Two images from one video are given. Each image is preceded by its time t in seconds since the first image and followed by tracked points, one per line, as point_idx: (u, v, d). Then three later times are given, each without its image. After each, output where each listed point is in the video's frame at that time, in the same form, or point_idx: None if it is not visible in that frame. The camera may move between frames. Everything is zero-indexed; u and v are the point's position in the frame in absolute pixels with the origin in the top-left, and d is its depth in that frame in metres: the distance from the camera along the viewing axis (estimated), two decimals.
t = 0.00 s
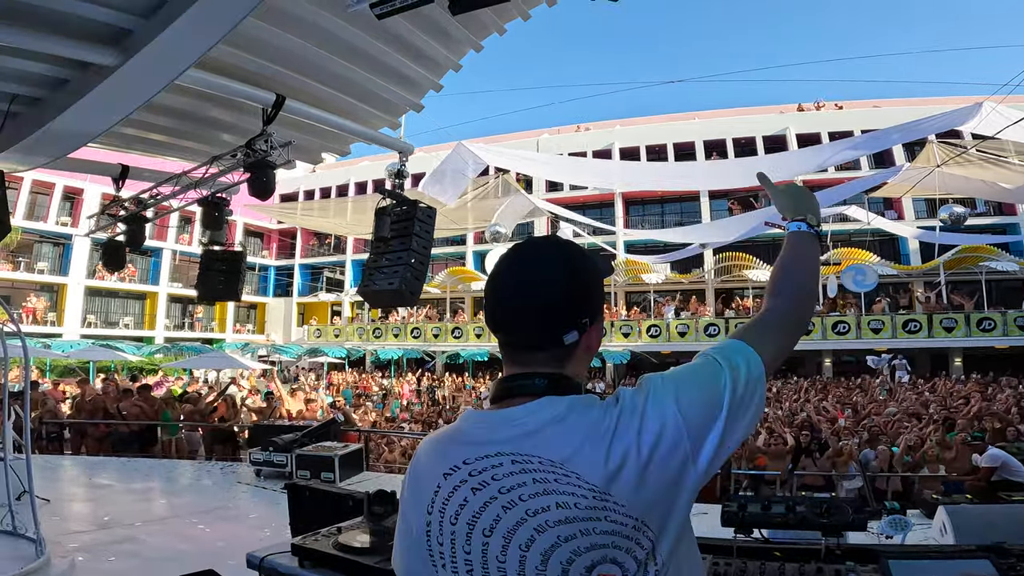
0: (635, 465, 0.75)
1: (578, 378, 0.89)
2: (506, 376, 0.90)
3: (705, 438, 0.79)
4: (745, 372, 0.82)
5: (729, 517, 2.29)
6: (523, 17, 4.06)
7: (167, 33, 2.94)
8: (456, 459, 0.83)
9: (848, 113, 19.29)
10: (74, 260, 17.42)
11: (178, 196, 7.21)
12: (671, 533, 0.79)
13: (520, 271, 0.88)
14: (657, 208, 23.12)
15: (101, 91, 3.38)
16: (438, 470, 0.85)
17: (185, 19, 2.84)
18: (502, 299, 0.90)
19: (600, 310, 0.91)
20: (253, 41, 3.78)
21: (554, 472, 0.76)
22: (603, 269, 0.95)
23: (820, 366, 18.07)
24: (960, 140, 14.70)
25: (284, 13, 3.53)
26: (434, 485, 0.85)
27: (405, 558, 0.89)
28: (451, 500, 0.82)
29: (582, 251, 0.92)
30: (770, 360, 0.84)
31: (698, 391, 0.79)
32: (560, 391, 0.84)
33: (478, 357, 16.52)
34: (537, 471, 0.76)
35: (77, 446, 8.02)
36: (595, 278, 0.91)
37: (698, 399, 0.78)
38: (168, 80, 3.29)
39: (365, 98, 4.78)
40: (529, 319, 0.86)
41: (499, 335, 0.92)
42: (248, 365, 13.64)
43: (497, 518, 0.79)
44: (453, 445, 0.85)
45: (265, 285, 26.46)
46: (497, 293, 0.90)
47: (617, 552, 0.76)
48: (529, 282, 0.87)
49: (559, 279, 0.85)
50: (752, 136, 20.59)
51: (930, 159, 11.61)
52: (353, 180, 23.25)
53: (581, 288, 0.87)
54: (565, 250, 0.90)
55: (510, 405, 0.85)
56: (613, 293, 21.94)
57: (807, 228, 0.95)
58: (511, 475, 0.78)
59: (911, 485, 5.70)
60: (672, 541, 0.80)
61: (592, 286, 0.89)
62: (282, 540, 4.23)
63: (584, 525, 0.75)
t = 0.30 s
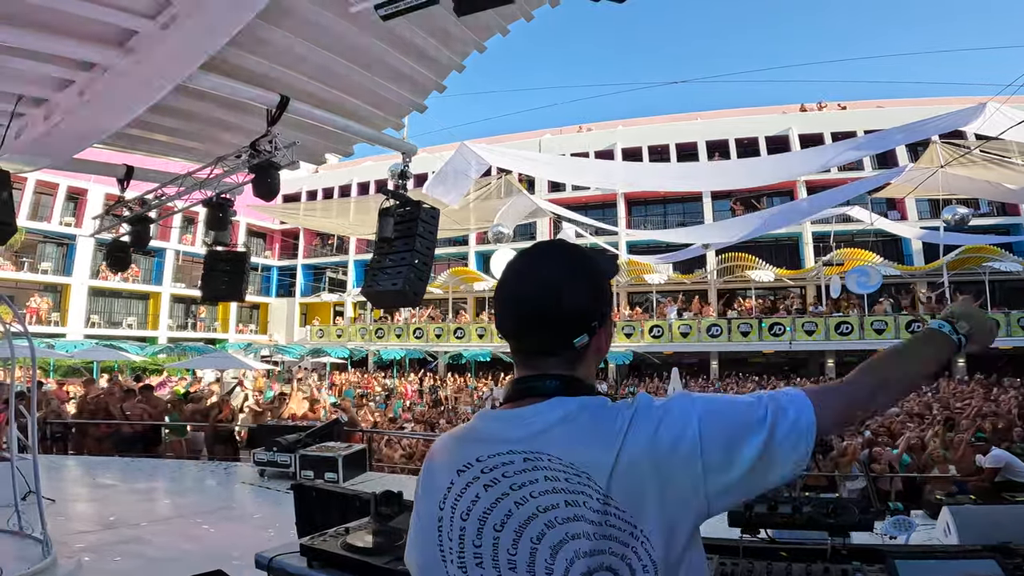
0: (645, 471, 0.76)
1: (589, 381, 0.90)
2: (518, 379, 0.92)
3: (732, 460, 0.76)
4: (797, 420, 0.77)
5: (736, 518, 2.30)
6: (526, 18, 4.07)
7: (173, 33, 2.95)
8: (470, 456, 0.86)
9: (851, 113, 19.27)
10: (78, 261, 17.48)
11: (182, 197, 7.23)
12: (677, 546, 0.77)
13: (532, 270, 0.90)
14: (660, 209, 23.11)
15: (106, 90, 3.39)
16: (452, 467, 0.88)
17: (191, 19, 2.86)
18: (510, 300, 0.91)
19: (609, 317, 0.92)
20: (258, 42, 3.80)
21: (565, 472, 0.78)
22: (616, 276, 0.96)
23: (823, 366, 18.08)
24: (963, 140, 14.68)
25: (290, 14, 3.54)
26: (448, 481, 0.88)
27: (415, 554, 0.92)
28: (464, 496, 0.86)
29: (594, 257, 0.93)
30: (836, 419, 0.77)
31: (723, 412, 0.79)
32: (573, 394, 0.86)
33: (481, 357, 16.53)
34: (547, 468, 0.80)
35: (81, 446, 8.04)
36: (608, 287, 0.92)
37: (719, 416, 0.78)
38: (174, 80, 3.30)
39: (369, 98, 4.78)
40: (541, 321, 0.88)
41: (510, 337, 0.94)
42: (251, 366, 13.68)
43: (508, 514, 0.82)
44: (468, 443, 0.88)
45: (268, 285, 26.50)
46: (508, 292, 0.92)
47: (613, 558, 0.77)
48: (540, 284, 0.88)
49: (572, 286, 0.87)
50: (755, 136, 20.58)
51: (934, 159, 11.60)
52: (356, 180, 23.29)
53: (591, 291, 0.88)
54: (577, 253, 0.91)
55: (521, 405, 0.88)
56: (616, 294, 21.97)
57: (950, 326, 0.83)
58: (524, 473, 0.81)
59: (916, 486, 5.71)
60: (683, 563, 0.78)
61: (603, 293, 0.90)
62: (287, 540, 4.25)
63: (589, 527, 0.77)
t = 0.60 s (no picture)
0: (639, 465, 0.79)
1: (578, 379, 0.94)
2: (509, 380, 0.95)
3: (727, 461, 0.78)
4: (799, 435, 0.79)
5: (733, 517, 2.33)
6: (527, 20, 4.09)
7: (175, 34, 2.97)
8: (472, 456, 0.88)
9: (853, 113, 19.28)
10: (81, 261, 17.53)
11: (184, 198, 7.26)
12: (666, 530, 0.80)
13: (516, 282, 0.93)
14: (661, 209, 23.13)
15: (108, 92, 3.41)
16: (453, 468, 0.89)
17: (191, 21, 2.88)
18: (495, 311, 0.94)
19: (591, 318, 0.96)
20: (260, 44, 3.82)
21: (565, 464, 0.81)
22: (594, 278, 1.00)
23: (824, 367, 18.09)
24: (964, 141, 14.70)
25: (291, 16, 3.56)
26: (449, 482, 0.89)
27: (417, 562, 0.92)
28: (465, 496, 0.87)
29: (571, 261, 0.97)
30: (835, 436, 0.78)
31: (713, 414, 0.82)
32: (565, 390, 0.89)
33: (482, 358, 16.56)
34: (545, 462, 0.82)
35: (84, 447, 8.07)
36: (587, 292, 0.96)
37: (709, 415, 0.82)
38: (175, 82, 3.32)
39: (371, 100, 4.80)
40: (527, 327, 0.91)
41: (497, 342, 0.97)
42: (253, 366, 13.71)
43: (512, 510, 0.83)
44: (469, 442, 0.90)
45: (269, 286, 26.53)
46: (493, 302, 0.95)
47: (606, 546, 0.79)
48: (525, 294, 0.92)
49: (549, 292, 0.91)
50: (756, 137, 20.59)
51: (935, 160, 11.60)
52: (357, 181, 23.34)
53: (571, 295, 0.92)
54: (555, 262, 0.94)
55: (514, 404, 0.91)
56: (617, 294, 21.99)
57: (990, 390, 0.83)
58: (522, 469, 0.83)
59: (917, 485, 5.73)
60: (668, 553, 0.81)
61: (583, 298, 0.94)
62: (289, 540, 4.27)
63: (586, 518, 0.79)
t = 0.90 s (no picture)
0: (636, 448, 0.82)
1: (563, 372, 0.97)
2: (495, 384, 0.97)
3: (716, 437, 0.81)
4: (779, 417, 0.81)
5: (727, 515, 2.37)
6: (526, 20, 4.11)
7: (175, 36, 2.99)
8: (472, 458, 0.88)
9: (853, 113, 19.30)
10: (82, 262, 17.55)
11: (185, 199, 7.28)
12: (664, 510, 0.83)
13: (492, 288, 0.96)
14: (661, 210, 23.16)
15: (109, 93, 3.44)
16: (455, 471, 0.89)
17: (192, 21, 2.90)
18: (475, 319, 0.97)
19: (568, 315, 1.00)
20: (260, 45, 3.84)
21: (567, 451, 0.83)
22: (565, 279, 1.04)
23: (824, 367, 18.12)
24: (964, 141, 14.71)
25: (291, 17, 3.58)
26: (451, 487, 0.89)
27: None
28: (471, 497, 0.87)
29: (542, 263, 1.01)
30: (811, 406, 0.82)
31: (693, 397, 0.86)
32: (553, 384, 0.93)
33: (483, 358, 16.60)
34: (547, 453, 0.84)
35: (85, 447, 8.11)
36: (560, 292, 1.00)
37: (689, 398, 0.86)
38: (177, 83, 3.34)
39: (371, 101, 4.83)
40: (509, 330, 0.94)
41: (479, 348, 1.00)
42: (253, 367, 13.75)
43: (520, 505, 0.84)
44: (467, 445, 0.90)
45: (270, 286, 26.55)
46: (470, 308, 0.98)
47: (612, 527, 0.81)
48: (502, 298, 0.95)
49: (525, 291, 0.95)
50: (756, 138, 20.61)
51: (934, 160, 11.62)
52: (358, 182, 23.37)
53: (544, 296, 0.96)
54: (526, 265, 0.97)
55: (507, 403, 0.93)
56: (617, 295, 22.03)
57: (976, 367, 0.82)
58: (526, 463, 0.84)
59: (916, 486, 5.78)
60: (664, 538, 0.83)
61: (557, 297, 0.98)
62: (289, 539, 4.29)
63: (594, 501, 0.81)
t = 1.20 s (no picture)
0: (637, 439, 0.87)
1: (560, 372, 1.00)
2: (494, 389, 0.99)
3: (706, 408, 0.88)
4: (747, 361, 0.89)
5: (724, 516, 2.39)
6: (525, 21, 4.13)
7: (176, 38, 3.01)
8: (477, 466, 0.90)
9: (852, 114, 19.33)
10: (81, 262, 17.56)
11: (185, 200, 7.31)
12: (667, 496, 0.88)
13: (495, 288, 0.98)
14: (660, 210, 23.18)
15: (110, 94, 3.45)
16: (461, 480, 0.90)
17: (192, 23, 2.91)
18: (476, 319, 0.99)
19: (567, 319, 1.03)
20: (260, 47, 3.86)
21: (571, 453, 0.86)
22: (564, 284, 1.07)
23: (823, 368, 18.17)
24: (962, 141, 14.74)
25: (291, 19, 3.60)
26: (459, 494, 0.90)
27: None
28: (479, 504, 0.88)
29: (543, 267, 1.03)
30: (776, 347, 0.90)
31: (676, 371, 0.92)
32: (552, 387, 0.96)
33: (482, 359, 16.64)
34: (553, 456, 0.87)
35: (86, 447, 8.13)
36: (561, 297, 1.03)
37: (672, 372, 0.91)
38: (178, 83, 3.36)
39: (371, 102, 4.85)
40: (510, 328, 0.96)
41: (478, 349, 1.02)
42: (253, 367, 13.76)
43: (529, 509, 0.87)
44: (471, 452, 0.91)
45: (269, 287, 26.59)
46: (472, 309, 1.00)
47: (625, 521, 0.86)
48: (506, 298, 0.97)
49: (525, 293, 0.96)
50: (755, 138, 20.64)
51: (933, 161, 11.64)
52: (358, 182, 23.41)
53: (547, 300, 0.99)
54: (530, 269, 0.99)
55: (508, 409, 0.95)
56: (617, 295, 22.08)
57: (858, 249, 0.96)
58: (533, 467, 0.87)
59: (912, 486, 5.81)
60: (671, 518, 0.90)
61: (559, 301, 1.01)
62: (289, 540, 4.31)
63: (604, 498, 0.85)
